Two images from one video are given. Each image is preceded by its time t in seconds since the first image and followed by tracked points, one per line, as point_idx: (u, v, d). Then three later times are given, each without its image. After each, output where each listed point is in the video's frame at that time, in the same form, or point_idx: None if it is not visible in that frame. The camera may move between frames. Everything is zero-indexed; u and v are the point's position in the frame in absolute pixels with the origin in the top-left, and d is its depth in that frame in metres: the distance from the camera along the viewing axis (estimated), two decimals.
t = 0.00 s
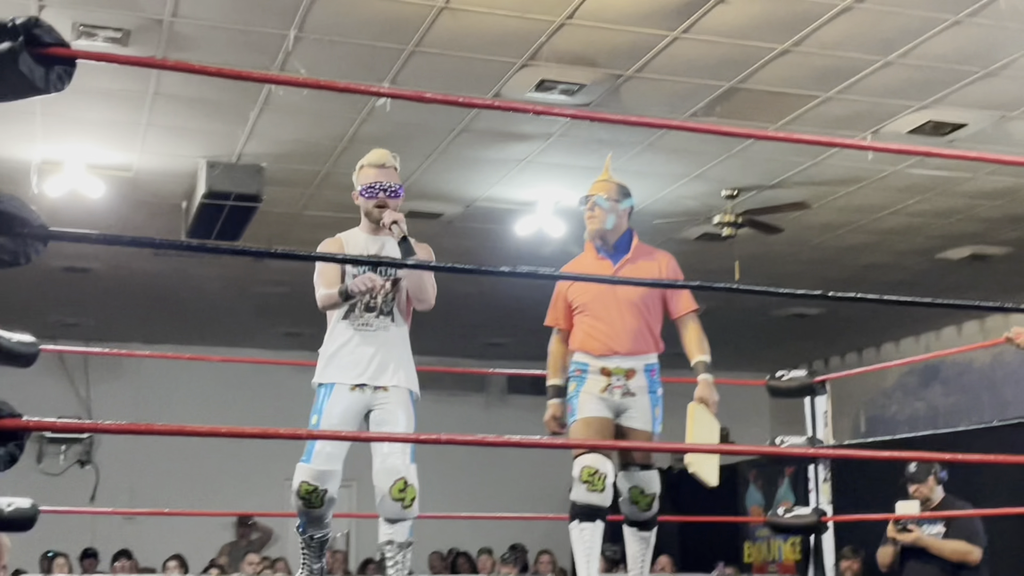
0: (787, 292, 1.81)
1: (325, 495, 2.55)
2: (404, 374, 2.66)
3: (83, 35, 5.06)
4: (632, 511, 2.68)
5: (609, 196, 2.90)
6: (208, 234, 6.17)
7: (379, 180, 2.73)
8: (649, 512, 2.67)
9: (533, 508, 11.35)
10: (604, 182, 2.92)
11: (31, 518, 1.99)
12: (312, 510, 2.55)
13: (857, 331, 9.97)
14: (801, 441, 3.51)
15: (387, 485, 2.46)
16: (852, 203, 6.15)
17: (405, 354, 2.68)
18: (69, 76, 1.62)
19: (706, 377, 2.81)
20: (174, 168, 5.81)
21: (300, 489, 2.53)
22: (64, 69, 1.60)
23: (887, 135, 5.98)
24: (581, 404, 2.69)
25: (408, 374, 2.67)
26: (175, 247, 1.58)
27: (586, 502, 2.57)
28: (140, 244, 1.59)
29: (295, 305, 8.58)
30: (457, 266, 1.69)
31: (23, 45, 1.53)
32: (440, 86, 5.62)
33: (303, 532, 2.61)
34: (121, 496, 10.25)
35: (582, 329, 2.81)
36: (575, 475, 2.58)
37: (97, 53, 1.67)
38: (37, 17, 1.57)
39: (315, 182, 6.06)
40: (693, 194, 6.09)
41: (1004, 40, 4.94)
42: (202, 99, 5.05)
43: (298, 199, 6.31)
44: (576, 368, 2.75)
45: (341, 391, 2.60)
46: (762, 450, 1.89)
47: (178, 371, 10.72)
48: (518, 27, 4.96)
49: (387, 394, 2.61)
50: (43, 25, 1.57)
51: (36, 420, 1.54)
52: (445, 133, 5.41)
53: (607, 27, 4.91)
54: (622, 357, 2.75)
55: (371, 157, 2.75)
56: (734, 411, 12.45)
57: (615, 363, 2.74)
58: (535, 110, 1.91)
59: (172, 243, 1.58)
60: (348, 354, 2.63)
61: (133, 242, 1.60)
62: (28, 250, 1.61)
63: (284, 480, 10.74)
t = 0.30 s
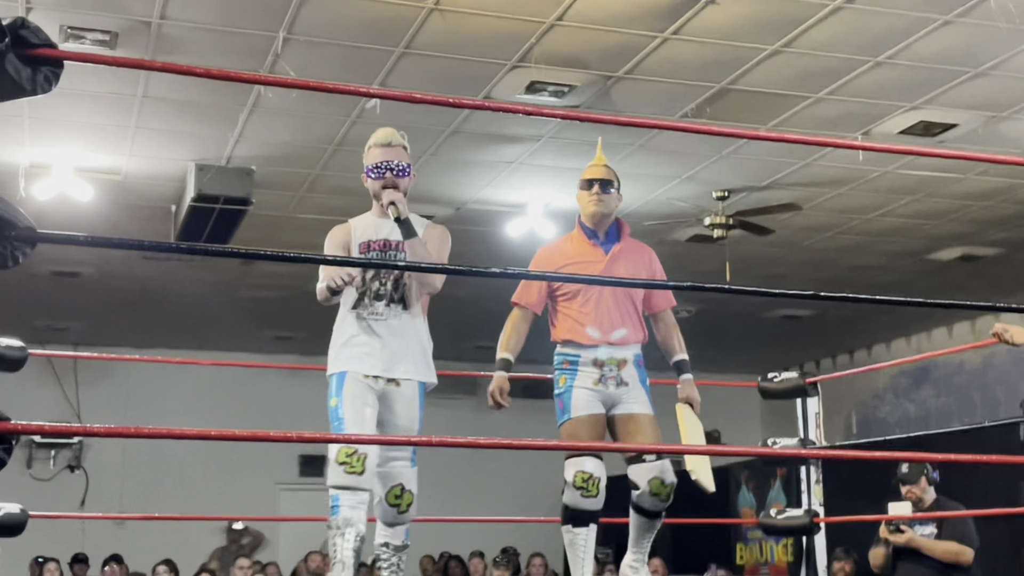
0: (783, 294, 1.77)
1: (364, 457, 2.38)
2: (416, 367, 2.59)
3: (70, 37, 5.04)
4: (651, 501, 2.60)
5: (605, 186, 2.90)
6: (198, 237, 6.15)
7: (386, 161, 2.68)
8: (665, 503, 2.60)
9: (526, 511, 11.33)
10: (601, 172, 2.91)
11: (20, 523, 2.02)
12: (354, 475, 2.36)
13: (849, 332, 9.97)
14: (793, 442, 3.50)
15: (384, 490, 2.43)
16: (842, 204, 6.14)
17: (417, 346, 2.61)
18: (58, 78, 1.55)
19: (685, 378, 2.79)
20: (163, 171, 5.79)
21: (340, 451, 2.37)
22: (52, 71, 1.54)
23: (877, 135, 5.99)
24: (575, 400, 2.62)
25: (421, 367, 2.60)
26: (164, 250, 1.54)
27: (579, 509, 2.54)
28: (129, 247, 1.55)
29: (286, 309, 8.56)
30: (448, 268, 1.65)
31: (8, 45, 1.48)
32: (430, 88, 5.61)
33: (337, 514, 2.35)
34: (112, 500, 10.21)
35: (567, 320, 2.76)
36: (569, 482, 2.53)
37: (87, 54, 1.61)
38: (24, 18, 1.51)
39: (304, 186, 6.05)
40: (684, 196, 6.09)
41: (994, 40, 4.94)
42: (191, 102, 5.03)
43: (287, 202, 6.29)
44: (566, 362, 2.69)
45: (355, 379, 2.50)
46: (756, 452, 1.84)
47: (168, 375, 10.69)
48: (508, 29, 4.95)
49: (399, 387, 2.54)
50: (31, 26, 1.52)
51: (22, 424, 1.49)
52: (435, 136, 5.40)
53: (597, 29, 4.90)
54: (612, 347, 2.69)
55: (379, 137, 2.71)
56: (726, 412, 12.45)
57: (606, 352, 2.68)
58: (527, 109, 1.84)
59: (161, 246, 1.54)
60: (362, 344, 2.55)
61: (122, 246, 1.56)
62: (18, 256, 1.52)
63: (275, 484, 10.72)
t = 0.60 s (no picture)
0: (772, 295, 1.76)
1: (371, 469, 2.30)
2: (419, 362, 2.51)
3: (61, 42, 5.04)
4: (679, 489, 2.50)
5: (625, 182, 2.84)
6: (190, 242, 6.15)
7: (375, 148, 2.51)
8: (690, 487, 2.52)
9: (520, 513, 11.33)
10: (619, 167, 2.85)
11: (13, 527, 2.04)
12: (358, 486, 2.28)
13: (842, 333, 9.99)
14: (785, 443, 3.50)
15: (389, 503, 2.38)
16: (834, 205, 6.16)
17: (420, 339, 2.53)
18: (47, 83, 1.54)
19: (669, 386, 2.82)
20: (154, 175, 5.79)
21: (345, 462, 2.28)
22: (41, 76, 1.52)
23: (868, 137, 6.00)
24: (587, 402, 2.55)
25: (425, 360, 2.51)
26: (154, 254, 1.54)
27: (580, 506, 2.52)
28: (119, 252, 1.55)
29: (279, 312, 8.56)
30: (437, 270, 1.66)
31: None
32: (421, 91, 5.61)
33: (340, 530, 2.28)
34: (106, 505, 10.19)
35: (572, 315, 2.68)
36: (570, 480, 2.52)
37: (76, 58, 1.59)
38: (12, 22, 1.49)
39: (296, 190, 6.06)
40: (676, 198, 6.10)
41: (983, 41, 4.96)
42: (182, 106, 5.03)
43: (279, 206, 6.29)
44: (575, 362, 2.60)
45: (360, 382, 2.41)
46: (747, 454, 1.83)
47: (161, 380, 10.67)
48: (500, 31, 4.95)
49: (405, 389, 2.46)
50: (19, 30, 1.50)
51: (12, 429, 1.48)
52: (427, 138, 5.40)
53: (588, 31, 4.91)
54: (621, 346, 2.64)
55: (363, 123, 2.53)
56: (720, 414, 12.47)
57: (615, 351, 2.62)
58: (517, 112, 1.84)
59: (151, 250, 1.54)
60: (365, 344, 2.45)
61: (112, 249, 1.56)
62: (8, 261, 1.50)
63: (269, 487, 10.72)
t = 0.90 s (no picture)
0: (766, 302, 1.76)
1: (361, 476, 2.27)
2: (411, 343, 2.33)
3: (56, 53, 5.05)
4: (700, 502, 2.49)
5: (665, 191, 2.69)
6: (186, 251, 6.15)
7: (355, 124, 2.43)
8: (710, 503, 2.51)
9: (517, 521, 11.33)
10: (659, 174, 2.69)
11: (9, 538, 2.04)
12: (349, 495, 2.25)
13: (838, 339, 10.01)
14: (780, 450, 3.51)
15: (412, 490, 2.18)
16: (828, 212, 6.17)
17: (410, 321, 2.36)
18: (42, 95, 1.51)
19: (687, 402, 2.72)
20: (149, 186, 5.80)
21: (333, 473, 2.25)
22: (35, 88, 1.50)
23: (861, 144, 6.02)
24: (628, 408, 2.42)
25: (414, 342, 2.33)
26: (151, 266, 1.53)
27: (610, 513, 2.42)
28: (115, 263, 1.53)
29: (275, 321, 8.56)
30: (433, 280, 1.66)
31: None
32: (415, 100, 5.63)
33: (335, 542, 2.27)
34: (102, 514, 10.17)
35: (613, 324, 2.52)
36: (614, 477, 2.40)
37: (70, 71, 1.57)
38: (6, 35, 1.48)
39: (291, 200, 6.06)
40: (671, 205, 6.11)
41: (977, 47, 4.98)
42: (177, 116, 5.04)
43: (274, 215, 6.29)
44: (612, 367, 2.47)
45: (340, 370, 2.26)
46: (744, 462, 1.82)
47: (158, 389, 10.67)
48: (494, 40, 4.96)
49: (392, 369, 2.27)
50: (13, 43, 1.48)
51: (6, 443, 1.44)
52: (422, 147, 5.40)
53: (582, 40, 4.92)
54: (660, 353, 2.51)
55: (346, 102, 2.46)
56: (716, 420, 12.48)
57: (655, 359, 2.50)
58: (512, 121, 1.84)
59: (148, 262, 1.53)
60: (344, 327, 2.30)
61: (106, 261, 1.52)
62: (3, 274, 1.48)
63: (265, 496, 10.71)
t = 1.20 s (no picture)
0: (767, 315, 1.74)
1: (363, 493, 2.21)
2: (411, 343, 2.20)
3: (55, 68, 5.05)
4: (712, 519, 2.52)
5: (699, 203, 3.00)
6: (184, 267, 6.15)
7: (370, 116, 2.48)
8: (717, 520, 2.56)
9: (517, 535, 11.30)
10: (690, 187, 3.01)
11: (8, 555, 2.08)
12: (351, 515, 2.21)
13: (837, 351, 10.00)
14: (781, 463, 3.50)
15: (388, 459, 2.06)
16: (826, 225, 6.18)
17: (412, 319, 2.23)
18: (43, 111, 1.51)
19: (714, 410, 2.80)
20: (148, 201, 5.80)
21: (333, 492, 2.22)
22: (36, 103, 1.49)
23: (859, 156, 6.02)
24: (686, 416, 2.66)
25: (410, 337, 2.20)
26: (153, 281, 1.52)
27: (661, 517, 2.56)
28: (117, 279, 1.52)
29: (274, 336, 8.55)
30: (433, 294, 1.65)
31: None
32: (413, 114, 5.64)
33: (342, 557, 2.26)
34: (99, 531, 10.14)
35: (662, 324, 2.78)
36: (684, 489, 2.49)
37: (71, 86, 1.57)
38: (7, 51, 1.47)
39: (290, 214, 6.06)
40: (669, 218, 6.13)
41: (974, 60, 4.99)
42: (177, 131, 5.05)
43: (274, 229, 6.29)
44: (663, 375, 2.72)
45: (340, 381, 2.22)
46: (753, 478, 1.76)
47: (157, 404, 10.65)
48: (492, 54, 4.97)
49: (385, 372, 2.17)
50: (15, 59, 1.48)
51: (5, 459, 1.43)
52: (421, 161, 5.41)
53: (579, 54, 4.94)
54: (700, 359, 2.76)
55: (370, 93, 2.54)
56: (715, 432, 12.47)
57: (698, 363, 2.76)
58: (512, 135, 1.84)
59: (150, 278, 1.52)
60: (344, 334, 2.25)
61: (108, 276, 1.52)
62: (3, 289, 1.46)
63: (264, 512, 10.69)
